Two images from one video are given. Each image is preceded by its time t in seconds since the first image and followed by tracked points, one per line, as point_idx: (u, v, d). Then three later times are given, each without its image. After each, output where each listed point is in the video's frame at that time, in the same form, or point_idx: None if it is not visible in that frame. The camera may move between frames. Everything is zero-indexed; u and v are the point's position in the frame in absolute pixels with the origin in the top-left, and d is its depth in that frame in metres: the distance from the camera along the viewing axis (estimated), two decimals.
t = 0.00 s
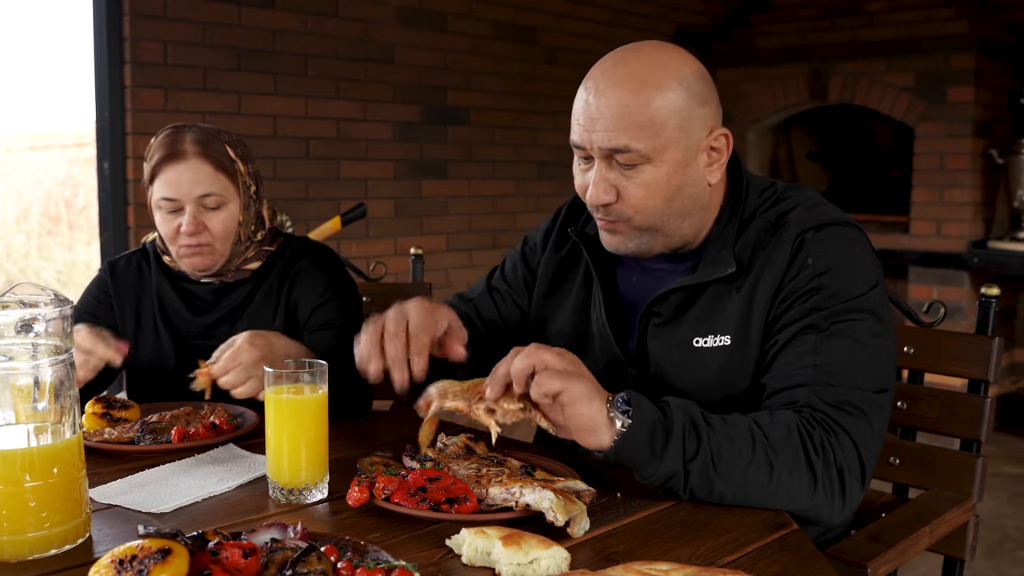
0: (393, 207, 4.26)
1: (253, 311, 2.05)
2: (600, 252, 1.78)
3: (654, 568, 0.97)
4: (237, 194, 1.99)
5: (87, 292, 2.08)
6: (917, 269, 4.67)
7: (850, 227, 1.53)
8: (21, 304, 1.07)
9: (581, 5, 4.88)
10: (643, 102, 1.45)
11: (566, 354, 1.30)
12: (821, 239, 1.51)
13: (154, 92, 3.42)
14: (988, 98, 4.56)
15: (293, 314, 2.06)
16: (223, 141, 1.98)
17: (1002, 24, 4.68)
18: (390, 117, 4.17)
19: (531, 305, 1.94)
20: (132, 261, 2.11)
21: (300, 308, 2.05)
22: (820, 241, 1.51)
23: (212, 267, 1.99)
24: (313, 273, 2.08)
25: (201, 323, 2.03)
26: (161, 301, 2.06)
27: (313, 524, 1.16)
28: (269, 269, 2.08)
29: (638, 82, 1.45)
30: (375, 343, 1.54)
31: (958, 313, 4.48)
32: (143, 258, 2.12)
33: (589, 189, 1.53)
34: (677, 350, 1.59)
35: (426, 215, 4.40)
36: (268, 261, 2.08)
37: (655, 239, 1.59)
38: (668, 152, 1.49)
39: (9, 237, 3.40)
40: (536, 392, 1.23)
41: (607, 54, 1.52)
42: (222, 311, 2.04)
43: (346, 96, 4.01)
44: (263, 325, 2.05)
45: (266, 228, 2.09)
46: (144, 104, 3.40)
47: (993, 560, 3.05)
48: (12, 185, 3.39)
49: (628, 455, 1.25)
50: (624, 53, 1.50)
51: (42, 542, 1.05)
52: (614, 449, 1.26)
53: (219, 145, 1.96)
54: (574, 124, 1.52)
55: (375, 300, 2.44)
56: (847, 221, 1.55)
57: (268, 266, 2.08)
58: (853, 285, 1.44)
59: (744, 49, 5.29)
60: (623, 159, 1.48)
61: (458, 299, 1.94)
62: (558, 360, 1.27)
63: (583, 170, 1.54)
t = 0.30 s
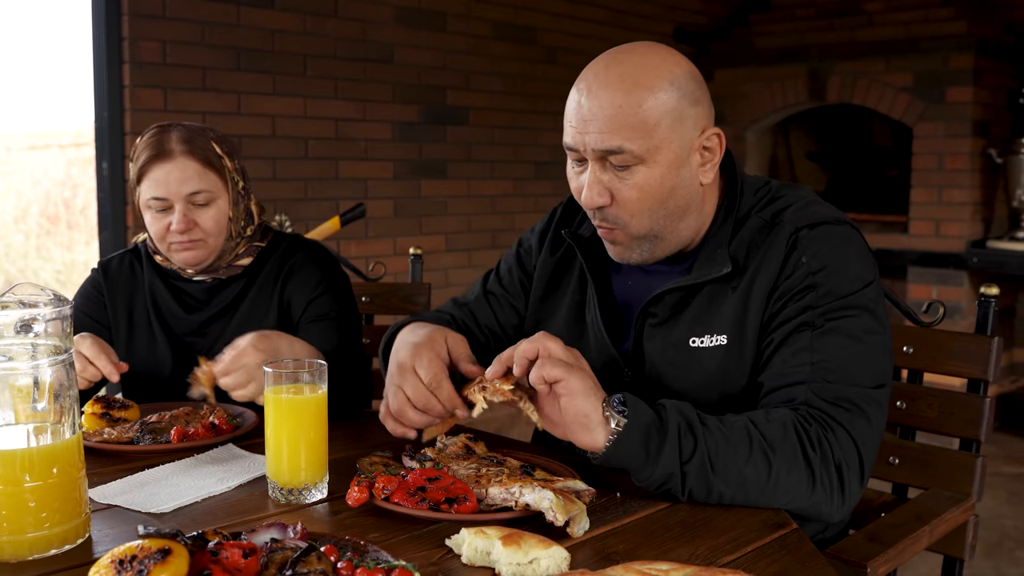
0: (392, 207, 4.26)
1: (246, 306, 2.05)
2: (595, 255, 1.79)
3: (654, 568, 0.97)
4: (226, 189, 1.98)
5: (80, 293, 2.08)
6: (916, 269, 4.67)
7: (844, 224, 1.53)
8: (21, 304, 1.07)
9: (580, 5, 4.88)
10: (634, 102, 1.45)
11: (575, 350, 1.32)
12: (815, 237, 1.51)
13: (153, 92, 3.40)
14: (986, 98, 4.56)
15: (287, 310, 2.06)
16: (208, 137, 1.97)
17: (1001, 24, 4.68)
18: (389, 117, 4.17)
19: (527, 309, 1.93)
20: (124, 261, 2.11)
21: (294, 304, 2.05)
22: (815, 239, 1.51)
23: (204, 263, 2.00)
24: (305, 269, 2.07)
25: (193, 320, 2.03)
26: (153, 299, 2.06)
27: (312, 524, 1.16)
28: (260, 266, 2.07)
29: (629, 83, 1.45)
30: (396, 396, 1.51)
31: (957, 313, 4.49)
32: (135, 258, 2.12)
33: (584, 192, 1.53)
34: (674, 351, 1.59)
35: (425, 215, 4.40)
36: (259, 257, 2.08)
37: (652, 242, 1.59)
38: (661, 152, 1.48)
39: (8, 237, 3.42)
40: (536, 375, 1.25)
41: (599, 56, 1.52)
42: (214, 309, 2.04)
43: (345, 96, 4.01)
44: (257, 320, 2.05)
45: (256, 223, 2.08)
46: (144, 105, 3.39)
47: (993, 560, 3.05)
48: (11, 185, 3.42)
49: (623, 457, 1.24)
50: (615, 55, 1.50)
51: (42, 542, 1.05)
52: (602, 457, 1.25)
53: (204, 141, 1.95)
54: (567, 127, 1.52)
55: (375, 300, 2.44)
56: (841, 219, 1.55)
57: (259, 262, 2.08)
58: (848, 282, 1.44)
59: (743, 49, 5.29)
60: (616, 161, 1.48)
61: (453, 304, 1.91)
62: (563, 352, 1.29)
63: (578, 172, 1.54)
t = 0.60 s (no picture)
0: (391, 207, 4.25)
1: (236, 302, 2.04)
2: (582, 261, 1.77)
3: (653, 567, 0.97)
4: (216, 183, 1.97)
5: (77, 294, 2.07)
6: (915, 269, 4.68)
7: (833, 222, 1.53)
8: (19, 304, 1.07)
9: (579, 5, 4.88)
10: (616, 105, 1.44)
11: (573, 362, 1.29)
12: (805, 236, 1.51)
13: (152, 92, 3.40)
14: (985, 98, 4.56)
15: (271, 298, 2.04)
16: (199, 132, 1.96)
17: (1000, 24, 4.68)
18: (388, 117, 4.17)
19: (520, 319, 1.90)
20: (120, 260, 2.11)
21: (274, 288, 2.03)
22: (804, 238, 1.51)
23: (195, 259, 1.99)
24: (287, 256, 2.05)
25: (186, 318, 2.02)
26: (148, 298, 2.06)
27: (311, 524, 1.16)
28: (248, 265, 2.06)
29: (610, 86, 1.45)
30: (392, 401, 1.51)
31: (956, 313, 4.49)
32: (130, 257, 2.12)
33: (567, 196, 1.52)
34: (666, 354, 1.58)
35: (424, 215, 4.40)
36: (249, 253, 2.07)
37: (639, 244, 1.58)
38: (645, 154, 1.48)
39: (6, 237, 3.47)
40: (536, 397, 1.23)
41: (578, 60, 1.51)
42: (206, 306, 2.04)
43: (344, 95, 4.00)
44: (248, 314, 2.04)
45: (248, 219, 2.08)
46: (142, 104, 3.39)
47: (991, 560, 3.05)
48: (9, 185, 3.48)
49: (622, 463, 1.24)
50: (595, 58, 1.49)
51: (40, 542, 1.05)
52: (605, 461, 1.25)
53: (194, 136, 1.95)
54: (548, 131, 1.51)
55: (374, 300, 2.44)
56: (830, 217, 1.55)
57: (248, 258, 2.07)
58: (840, 282, 1.44)
59: (742, 48, 5.29)
60: (599, 164, 1.47)
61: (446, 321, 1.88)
62: (567, 372, 1.25)
63: (561, 177, 1.53)
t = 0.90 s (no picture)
0: (389, 207, 4.25)
1: (222, 300, 2.03)
2: (567, 265, 1.74)
3: (650, 568, 0.97)
4: (200, 182, 1.97)
5: (71, 293, 2.08)
6: (913, 269, 4.68)
7: (823, 225, 1.52)
8: (15, 304, 1.07)
9: (578, 5, 4.88)
10: (596, 110, 1.40)
11: (550, 417, 1.22)
12: (796, 241, 1.50)
13: (150, 92, 3.39)
14: (984, 98, 4.56)
15: (258, 295, 2.04)
16: (183, 131, 1.95)
17: (999, 24, 4.68)
18: (387, 117, 4.17)
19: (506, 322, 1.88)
20: (112, 260, 2.11)
21: (260, 281, 2.03)
22: (795, 243, 1.49)
23: (182, 259, 1.99)
24: (273, 251, 2.04)
25: (173, 317, 2.02)
26: (138, 297, 2.06)
27: (308, 524, 1.16)
28: (235, 262, 2.05)
29: (589, 91, 1.40)
30: (380, 388, 1.52)
31: (954, 313, 4.48)
32: (122, 257, 2.12)
33: (550, 204, 1.48)
34: (653, 360, 1.57)
35: (422, 215, 4.40)
36: (237, 252, 2.06)
37: (624, 249, 1.54)
38: (626, 160, 1.44)
39: (4, 237, 3.49)
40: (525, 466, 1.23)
41: (559, 64, 1.47)
42: (194, 306, 2.03)
43: (343, 95, 4.00)
44: (236, 313, 2.03)
45: (235, 218, 2.07)
46: (141, 104, 3.38)
47: (989, 560, 3.05)
48: (7, 185, 3.49)
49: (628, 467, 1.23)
50: (573, 63, 1.45)
51: (37, 542, 1.05)
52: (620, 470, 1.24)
53: (178, 134, 1.94)
54: (529, 138, 1.46)
55: (371, 300, 2.44)
56: (818, 218, 1.54)
57: (236, 257, 2.06)
58: (834, 288, 1.43)
59: (741, 49, 5.29)
60: (580, 171, 1.43)
61: (434, 327, 1.87)
62: (537, 444, 1.21)
63: (543, 184, 1.49)
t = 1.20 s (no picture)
0: (388, 207, 4.25)
1: (220, 298, 2.03)
2: (560, 268, 1.73)
3: (649, 568, 0.96)
4: (194, 181, 1.97)
5: (67, 294, 2.07)
6: (912, 269, 4.67)
7: (817, 224, 1.52)
8: (13, 304, 1.07)
9: (576, 4, 4.88)
10: (585, 117, 1.39)
11: (550, 408, 1.23)
12: (789, 241, 1.49)
13: (149, 92, 3.39)
14: (983, 98, 4.56)
15: (256, 293, 2.04)
16: (174, 132, 1.95)
17: (997, 23, 4.68)
18: (385, 117, 4.17)
19: (500, 325, 1.88)
20: (108, 261, 2.11)
21: (257, 278, 2.03)
22: (789, 242, 1.49)
23: (178, 258, 1.99)
24: (269, 249, 2.05)
25: (171, 314, 2.02)
26: (134, 297, 2.06)
27: (306, 524, 1.15)
28: (231, 262, 2.06)
29: (578, 99, 1.40)
30: (382, 377, 1.51)
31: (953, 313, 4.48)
32: (118, 258, 2.12)
33: (541, 212, 1.47)
34: (647, 362, 1.56)
35: (421, 215, 4.39)
36: (234, 251, 2.06)
37: (616, 255, 1.53)
38: (617, 167, 1.43)
39: (3, 237, 3.57)
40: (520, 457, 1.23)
41: (545, 72, 1.46)
42: (191, 304, 2.03)
43: (341, 95, 4.00)
44: (234, 310, 2.03)
45: (230, 217, 2.07)
46: (139, 104, 3.37)
47: (989, 560, 3.05)
48: (6, 185, 3.59)
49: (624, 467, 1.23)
50: (561, 71, 1.44)
51: (34, 543, 1.04)
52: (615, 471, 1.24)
53: (170, 135, 1.94)
54: (518, 146, 1.45)
55: (370, 300, 2.44)
56: (812, 217, 1.54)
57: (232, 256, 2.06)
58: (829, 288, 1.43)
59: (740, 48, 5.29)
60: (571, 179, 1.41)
61: (428, 329, 1.87)
62: (533, 435, 1.21)
63: (533, 193, 1.48)
